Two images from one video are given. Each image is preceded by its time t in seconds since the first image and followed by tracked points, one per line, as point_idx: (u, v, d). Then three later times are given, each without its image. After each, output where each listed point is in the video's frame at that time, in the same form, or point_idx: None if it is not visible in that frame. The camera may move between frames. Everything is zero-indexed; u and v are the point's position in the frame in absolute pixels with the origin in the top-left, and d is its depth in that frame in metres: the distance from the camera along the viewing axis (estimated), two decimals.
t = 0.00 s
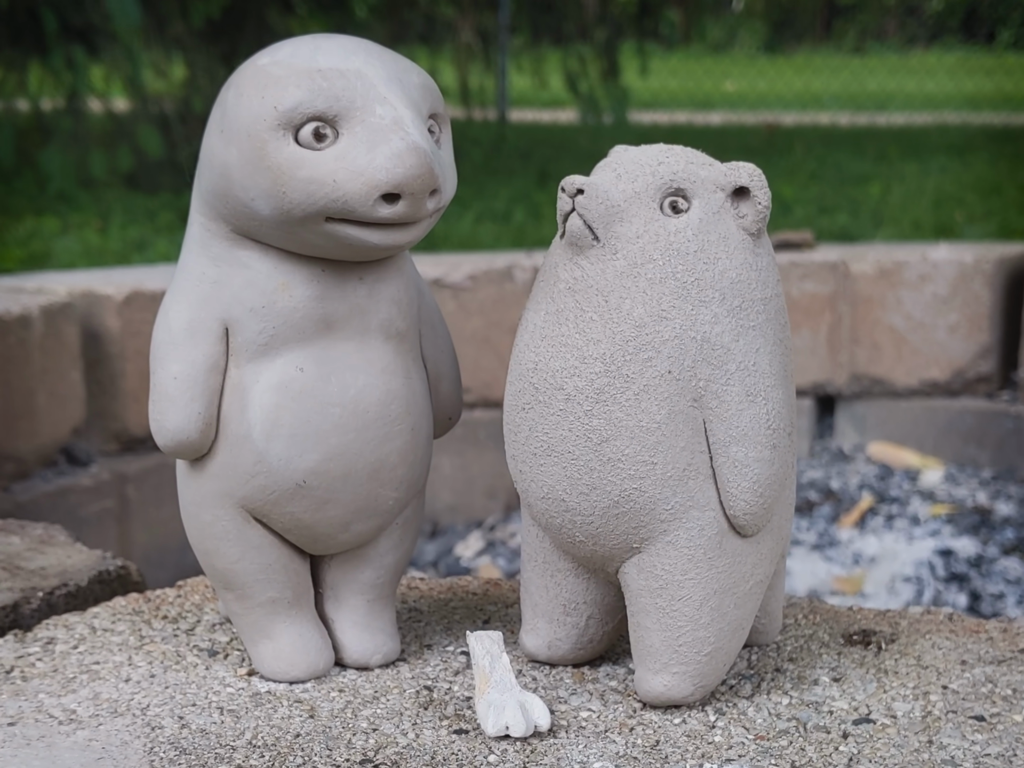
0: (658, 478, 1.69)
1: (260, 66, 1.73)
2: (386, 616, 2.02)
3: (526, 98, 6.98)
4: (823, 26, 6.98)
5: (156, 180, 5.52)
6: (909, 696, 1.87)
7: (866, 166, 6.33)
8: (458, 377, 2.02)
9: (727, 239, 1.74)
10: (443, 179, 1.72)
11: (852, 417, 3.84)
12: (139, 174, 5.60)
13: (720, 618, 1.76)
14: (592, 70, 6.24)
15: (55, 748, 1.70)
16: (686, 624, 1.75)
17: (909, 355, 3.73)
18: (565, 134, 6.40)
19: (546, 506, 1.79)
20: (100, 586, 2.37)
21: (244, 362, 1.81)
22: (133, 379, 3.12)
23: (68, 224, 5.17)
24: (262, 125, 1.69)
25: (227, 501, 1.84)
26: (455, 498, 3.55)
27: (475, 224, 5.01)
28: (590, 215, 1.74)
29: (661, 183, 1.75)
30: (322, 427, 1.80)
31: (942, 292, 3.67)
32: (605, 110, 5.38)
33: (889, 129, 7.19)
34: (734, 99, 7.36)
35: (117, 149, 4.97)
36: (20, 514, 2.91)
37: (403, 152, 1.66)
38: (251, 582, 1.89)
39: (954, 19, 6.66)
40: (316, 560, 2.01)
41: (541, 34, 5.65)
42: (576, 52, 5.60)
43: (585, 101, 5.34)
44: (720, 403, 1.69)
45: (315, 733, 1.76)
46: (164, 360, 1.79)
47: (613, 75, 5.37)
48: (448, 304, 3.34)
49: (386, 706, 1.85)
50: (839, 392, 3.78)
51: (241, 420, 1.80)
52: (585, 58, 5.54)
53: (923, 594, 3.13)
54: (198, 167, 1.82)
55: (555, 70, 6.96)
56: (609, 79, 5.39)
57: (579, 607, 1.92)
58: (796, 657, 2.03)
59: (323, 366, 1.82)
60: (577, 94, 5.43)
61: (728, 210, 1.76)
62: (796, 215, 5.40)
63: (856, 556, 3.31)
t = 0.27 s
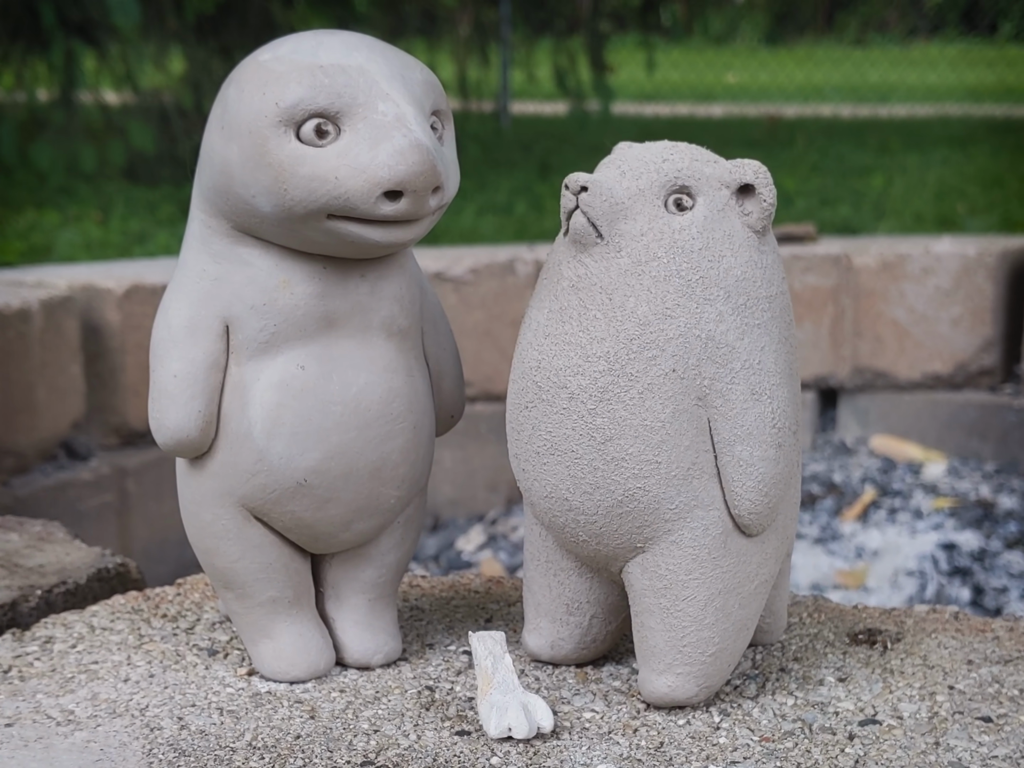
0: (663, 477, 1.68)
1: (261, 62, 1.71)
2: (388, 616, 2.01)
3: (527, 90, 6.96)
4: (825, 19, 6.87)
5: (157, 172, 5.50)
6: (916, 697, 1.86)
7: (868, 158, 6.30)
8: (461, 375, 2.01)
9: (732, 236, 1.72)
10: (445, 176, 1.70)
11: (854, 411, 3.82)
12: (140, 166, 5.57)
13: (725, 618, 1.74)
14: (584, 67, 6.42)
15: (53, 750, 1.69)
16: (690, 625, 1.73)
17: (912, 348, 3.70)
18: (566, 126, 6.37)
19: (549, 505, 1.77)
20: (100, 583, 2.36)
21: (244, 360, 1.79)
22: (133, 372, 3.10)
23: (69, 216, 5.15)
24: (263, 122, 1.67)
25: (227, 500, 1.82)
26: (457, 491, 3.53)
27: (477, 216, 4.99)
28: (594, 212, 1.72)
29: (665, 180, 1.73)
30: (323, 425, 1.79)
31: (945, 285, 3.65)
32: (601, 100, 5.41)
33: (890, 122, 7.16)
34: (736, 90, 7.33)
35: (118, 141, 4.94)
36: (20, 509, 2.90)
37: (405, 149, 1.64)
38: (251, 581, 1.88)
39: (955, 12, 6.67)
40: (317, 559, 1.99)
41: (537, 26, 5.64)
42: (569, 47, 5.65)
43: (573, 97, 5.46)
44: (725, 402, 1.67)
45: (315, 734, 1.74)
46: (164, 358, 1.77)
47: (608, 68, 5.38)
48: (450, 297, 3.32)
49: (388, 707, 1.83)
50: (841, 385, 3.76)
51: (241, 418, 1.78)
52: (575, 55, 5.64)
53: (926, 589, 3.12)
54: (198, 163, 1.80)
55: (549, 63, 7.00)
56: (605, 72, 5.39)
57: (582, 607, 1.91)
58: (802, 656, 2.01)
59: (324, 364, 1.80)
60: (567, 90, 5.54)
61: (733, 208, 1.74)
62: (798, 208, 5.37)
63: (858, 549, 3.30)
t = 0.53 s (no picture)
0: (670, 482, 1.66)
1: (265, 62, 1.69)
2: (392, 622, 1.99)
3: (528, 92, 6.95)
4: (828, 19, 7.04)
5: (158, 174, 5.48)
6: (925, 705, 1.84)
7: (872, 159, 6.28)
8: (465, 378, 1.98)
9: (741, 238, 1.69)
10: (450, 178, 1.67)
11: (859, 413, 3.79)
12: (141, 167, 5.56)
13: (733, 626, 1.72)
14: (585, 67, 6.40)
15: (52, 758, 1.67)
16: (697, 632, 1.71)
17: (916, 350, 3.68)
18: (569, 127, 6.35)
19: (554, 511, 1.75)
20: (100, 588, 2.34)
21: (247, 363, 1.77)
22: (134, 374, 3.08)
23: (70, 217, 5.13)
24: (267, 123, 1.65)
25: (229, 505, 1.80)
26: (459, 494, 3.51)
27: (478, 218, 4.96)
28: (600, 214, 1.70)
29: (673, 182, 1.71)
30: (327, 430, 1.77)
31: (950, 287, 3.63)
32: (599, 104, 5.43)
33: (893, 122, 7.14)
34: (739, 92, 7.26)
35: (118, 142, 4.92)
36: (19, 512, 2.87)
37: (410, 151, 1.61)
38: (253, 587, 1.86)
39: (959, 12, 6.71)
40: (320, 564, 1.97)
41: (538, 29, 5.62)
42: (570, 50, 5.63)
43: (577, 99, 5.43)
44: (734, 406, 1.65)
45: (318, 743, 1.72)
46: (165, 361, 1.75)
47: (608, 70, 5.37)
48: (452, 298, 3.30)
49: (391, 715, 1.81)
50: (845, 387, 3.74)
51: (244, 423, 1.76)
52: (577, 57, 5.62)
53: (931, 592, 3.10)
54: (200, 164, 1.78)
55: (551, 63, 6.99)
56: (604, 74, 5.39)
57: (587, 613, 1.88)
58: (809, 663, 1.99)
59: (328, 368, 1.78)
60: (568, 94, 5.52)
61: (742, 210, 1.72)
62: (800, 209, 5.35)
63: (863, 552, 3.28)
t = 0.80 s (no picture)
0: (678, 494, 1.63)
1: (267, 67, 1.67)
2: (394, 635, 1.96)
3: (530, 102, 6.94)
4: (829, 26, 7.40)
5: (160, 184, 5.47)
6: (936, 720, 1.81)
7: (874, 168, 6.27)
8: (469, 389, 1.96)
9: (749, 246, 1.67)
10: (454, 185, 1.65)
11: (863, 422, 3.77)
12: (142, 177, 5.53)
13: (740, 639, 1.69)
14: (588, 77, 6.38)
15: None
16: (705, 646, 1.68)
17: (920, 360, 3.66)
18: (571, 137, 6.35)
19: (559, 523, 1.72)
20: (99, 602, 2.32)
21: (248, 373, 1.75)
22: (134, 384, 3.06)
23: (71, 227, 5.11)
24: (268, 129, 1.62)
25: (229, 518, 1.77)
26: (460, 504, 3.47)
27: (480, 227, 4.94)
28: (607, 222, 1.68)
29: (680, 189, 1.69)
30: (329, 441, 1.74)
31: (955, 296, 3.60)
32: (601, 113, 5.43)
33: (895, 132, 7.12)
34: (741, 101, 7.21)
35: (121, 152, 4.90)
36: (18, 524, 2.85)
37: (414, 157, 1.59)
38: (254, 600, 1.83)
39: (961, 21, 6.72)
40: (321, 577, 1.95)
41: (543, 38, 5.62)
42: (576, 58, 5.62)
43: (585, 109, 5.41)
44: (742, 417, 1.62)
45: (319, 759, 1.69)
46: (165, 371, 1.73)
47: (611, 81, 5.37)
48: (455, 308, 3.27)
49: (394, 730, 1.78)
50: (849, 397, 3.71)
51: (244, 433, 1.74)
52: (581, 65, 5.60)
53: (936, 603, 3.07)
54: (200, 172, 1.75)
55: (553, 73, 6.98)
56: (607, 85, 5.38)
57: (593, 627, 1.86)
58: (818, 677, 1.97)
59: (330, 378, 1.76)
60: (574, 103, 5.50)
61: (750, 216, 1.70)
62: (802, 217, 5.34)
63: (867, 563, 3.25)
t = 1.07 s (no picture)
0: (683, 505, 1.61)
1: (264, 72, 1.65)
2: (396, 647, 1.94)
3: (535, 111, 6.92)
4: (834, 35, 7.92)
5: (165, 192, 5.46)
6: (946, 733, 1.79)
7: (880, 175, 6.25)
8: (471, 398, 1.94)
9: (755, 253, 1.64)
10: (455, 191, 1.63)
11: (869, 431, 3.73)
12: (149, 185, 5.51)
13: (747, 652, 1.67)
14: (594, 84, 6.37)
15: None
16: (711, 659, 1.66)
17: (927, 368, 3.63)
18: (577, 144, 6.33)
19: (563, 534, 1.70)
20: (99, 614, 2.30)
21: (246, 382, 1.72)
22: (138, 392, 3.03)
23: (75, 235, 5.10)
24: (266, 134, 1.60)
25: (228, 529, 1.75)
26: (466, 514, 3.44)
27: (485, 235, 4.92)
28: (610, 228, 1.65)
29: (684, 195, 1.66)
30: (329, 451, 1.72)
31: (961, 303, 3.58)
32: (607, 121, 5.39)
33: (901, 138, 7.09)
34: (746, 109, 7.20)
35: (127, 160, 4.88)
36: (21, 535, 2.83)
37: (414, 163, 1.57)
38: (253, 612, 1.81)
39: (965, 28, 6.73)
40: (323, 589, 1.92)
41: (549, 46, 5.64)
42: (584, 65, 5.58)
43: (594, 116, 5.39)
44: (748, 426, 1.60)
45: None
46: (162, 380, 1.70)
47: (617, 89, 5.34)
48: (460, 316, 3.25)
49: (396, 745, 1.76)
50: (855, 406, 3.68)
51: (243, 443, 1.71)
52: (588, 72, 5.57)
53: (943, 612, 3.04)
54: (198, 178, 1.73)
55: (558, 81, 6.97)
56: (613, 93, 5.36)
57: (597, 639, 1.83)
58: (825, 690, 1.94)
59: (330, 387, 1.73)
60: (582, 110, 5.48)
61: (756, 223, 1.67)
62: (807, 225, 5.31)
63: (874, 572, 3.22)
